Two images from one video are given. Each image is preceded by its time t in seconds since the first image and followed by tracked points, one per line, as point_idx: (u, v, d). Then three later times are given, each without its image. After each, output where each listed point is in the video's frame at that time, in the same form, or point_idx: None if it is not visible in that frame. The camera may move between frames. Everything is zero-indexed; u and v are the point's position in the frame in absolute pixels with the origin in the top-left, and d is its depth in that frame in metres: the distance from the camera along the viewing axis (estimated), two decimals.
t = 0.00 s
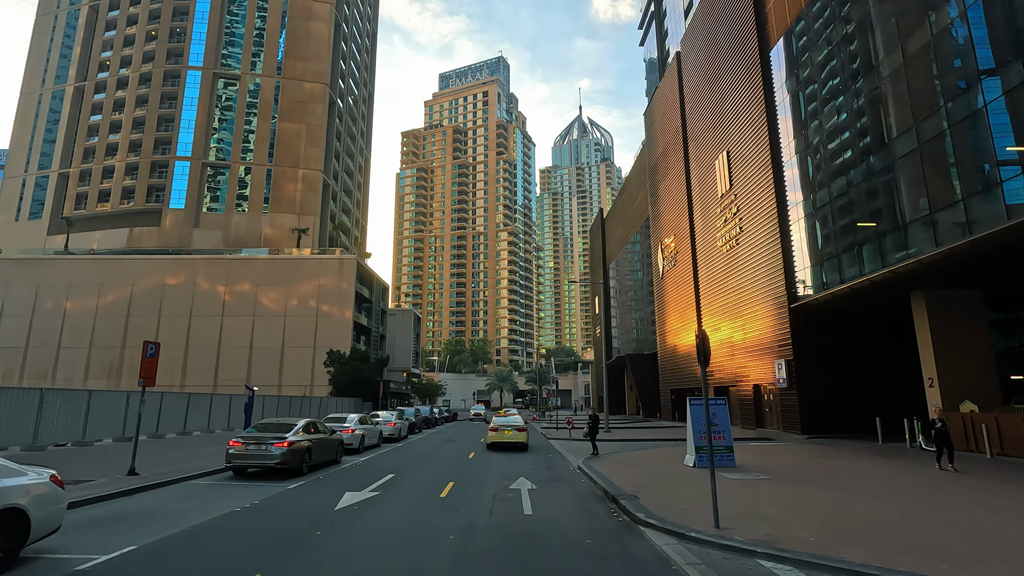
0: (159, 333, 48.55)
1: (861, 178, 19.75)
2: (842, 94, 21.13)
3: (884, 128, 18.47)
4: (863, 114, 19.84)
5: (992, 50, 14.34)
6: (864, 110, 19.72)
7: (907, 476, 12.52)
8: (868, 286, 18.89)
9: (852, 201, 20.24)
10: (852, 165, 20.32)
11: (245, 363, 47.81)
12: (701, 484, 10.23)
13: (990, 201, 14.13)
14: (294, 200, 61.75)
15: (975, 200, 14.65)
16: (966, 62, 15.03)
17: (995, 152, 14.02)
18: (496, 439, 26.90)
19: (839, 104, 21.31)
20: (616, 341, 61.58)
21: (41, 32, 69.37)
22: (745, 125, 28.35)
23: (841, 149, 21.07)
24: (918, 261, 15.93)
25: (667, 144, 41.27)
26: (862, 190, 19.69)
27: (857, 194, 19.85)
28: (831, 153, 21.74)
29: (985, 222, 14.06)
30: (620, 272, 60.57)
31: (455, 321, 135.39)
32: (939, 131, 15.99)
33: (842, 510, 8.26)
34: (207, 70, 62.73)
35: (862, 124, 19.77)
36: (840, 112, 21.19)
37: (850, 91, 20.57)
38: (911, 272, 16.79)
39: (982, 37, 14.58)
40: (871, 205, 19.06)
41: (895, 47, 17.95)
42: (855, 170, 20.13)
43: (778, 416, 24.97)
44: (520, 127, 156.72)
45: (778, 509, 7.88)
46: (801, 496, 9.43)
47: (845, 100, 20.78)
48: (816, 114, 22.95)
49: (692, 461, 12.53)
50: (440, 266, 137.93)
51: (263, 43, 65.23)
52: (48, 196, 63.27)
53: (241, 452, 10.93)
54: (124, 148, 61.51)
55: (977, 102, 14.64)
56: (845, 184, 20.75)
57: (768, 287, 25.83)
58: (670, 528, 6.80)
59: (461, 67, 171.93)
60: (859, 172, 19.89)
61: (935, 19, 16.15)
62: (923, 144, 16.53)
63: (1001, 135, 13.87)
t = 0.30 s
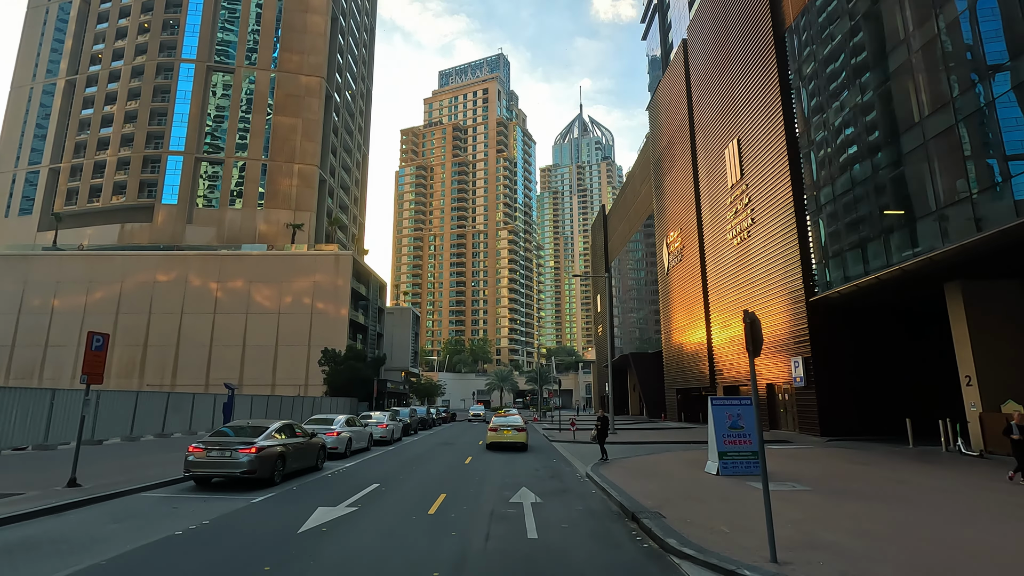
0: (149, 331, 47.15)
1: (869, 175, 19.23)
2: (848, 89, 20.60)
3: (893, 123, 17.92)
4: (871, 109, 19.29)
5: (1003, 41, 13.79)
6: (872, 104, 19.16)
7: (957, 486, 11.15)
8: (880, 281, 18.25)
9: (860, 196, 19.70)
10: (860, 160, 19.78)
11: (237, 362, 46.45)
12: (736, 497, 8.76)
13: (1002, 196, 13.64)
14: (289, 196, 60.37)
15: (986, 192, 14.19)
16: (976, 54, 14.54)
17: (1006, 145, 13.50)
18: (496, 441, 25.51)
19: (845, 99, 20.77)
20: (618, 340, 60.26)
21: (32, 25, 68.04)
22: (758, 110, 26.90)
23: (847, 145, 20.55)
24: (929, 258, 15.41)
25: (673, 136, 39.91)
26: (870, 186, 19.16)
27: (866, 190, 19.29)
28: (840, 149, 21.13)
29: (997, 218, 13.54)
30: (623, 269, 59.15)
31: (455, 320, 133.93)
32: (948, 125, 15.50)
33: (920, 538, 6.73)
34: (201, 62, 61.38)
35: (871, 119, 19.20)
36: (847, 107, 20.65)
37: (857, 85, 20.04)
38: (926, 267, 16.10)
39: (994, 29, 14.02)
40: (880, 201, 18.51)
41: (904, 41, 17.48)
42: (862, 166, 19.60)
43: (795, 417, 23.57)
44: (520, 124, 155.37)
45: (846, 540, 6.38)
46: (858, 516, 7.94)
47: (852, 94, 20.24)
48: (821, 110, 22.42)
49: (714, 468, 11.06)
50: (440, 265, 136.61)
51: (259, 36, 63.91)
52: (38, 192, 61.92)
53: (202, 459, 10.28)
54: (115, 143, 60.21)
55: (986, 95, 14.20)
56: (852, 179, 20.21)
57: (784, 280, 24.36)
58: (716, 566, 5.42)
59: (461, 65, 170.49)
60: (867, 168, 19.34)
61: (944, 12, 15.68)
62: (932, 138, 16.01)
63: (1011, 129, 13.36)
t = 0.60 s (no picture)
0: (138, 328, 45.77)
1: (874, 172, 18.61)
2: (856, 83, 19.88)
3: (900, 116, 17.17)
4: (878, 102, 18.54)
5: None
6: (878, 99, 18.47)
7: None
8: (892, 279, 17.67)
9: (866, 193, 19.07)
10: (867, 157, 19.14)
11: (230, 360, 45.13)
12: (782, 515, 7.33)
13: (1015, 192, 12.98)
14: (285, 191, 59.00)
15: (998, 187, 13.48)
16: (990, 46, 13.88)
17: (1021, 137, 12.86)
18: (495, 443, 24.13)
19: (852, 94, 20.05)
20: (621, 339, 58.87)
21: (23, 17, 66.73)
22: (773, 94, 25.40)
23: (853, 141, 19.91)
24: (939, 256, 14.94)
25: (680, 127, 38.49)
26: (876, 183, 18.55)
27: (871, 187, 18.71)
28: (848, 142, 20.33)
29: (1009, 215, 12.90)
30: (627, 266, 57.70)
31: (455, 319, 132.58)
32: (956, 121, 14.94)
33: None
34: (195, 54, 60.03)
35: (877, 113, 18.47)
36: (853, 102, 19.96)
37: (863, 80, 19.32)
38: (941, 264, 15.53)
39: (1010, 20, 13.40)
40: (887, 197, 17.82)
41: (910, 34, 16.83)
42: (868, 162, 18.99)
43: (814, 417, 22.35)
44: (521, 122, 153.96)
45: None
46: (937, 541, 6.49)
47: (858, 89, 19.53)
48: (830, 103, 21.61)
49: (743, 477, 9.66)
50: (440, 264, 135.32)
51: (254, 28, 62.58)
52: (28, 186, 60.62)
53: (148, 469, 8.79)
54: (107, 137, 58.92)
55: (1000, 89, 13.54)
56: (859, 176, 19.59)
57: (802, 273, 22.91)
58: None
59: (461, 62, 169.22)
60: (874, 164, 18.72)
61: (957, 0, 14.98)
62: (944, 132, 15.29)
63: None
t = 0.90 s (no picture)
0: (127, 326, 44.41)
1: (883, 166, 18.47)
2: (862, 77, 19.75)
3: (909, 111, 17.12)
4: (886, 97, 18.44)
5: None
6: (888, 92, 18.28)
7: None
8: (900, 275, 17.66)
9: (874, 187, 18.90)
10: (874, 152, 19.02)
11: (221, 358, 43.76)
12: (843, 543, 5.96)
13: None
14: (280, 185, 57.64)
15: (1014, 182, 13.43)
16: (1004, 38, 13.78)
17: None
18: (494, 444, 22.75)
19: (858, 88, 19.90)
20: (624, 338, 57.51)
21: (14, 9, 65.44)
22: (789, 75, 23.92)
23: (860, 136, 19.78)
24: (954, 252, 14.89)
25: (687, 117, 37.08)
26: (885, 178, 18.41)
27: (878, 183, 18.56)
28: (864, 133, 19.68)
29: None
30: (630, 263, 56.33)
31: (454, 319, 131.22)
32: (969, 115, 14.86)
33: None
34: (188, 46, 58.70)
35: (886, 108, 18.36)
36: (861, 96, 19.70)
37: (870, 74, 19.18)
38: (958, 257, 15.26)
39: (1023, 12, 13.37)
40: (896, 193, 17.78)
41: (920, 27, 16.71)
42: (876, 157, 18.85)
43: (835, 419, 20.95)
44: (521, 119, 152.50)
45: None
46: None
47: (864, 84, 19.42)
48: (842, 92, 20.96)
49: (787, 490, 8.24)
50: (440, 263, 133.95)
51: (248, 19, 61.23)
52: (18, 181, 59.31)
53: (71, 484, 6.79)
54: (98, 130, 57.55)
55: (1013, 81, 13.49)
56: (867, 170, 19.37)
57: (821, 265, 21.47)
58: None
59: (461, 59, 167.84)
60: (881, 159, 18.58)
61: None
62: (954, 126, 15.28)
63: None
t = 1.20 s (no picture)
0: (115, 324, 43.05)
1: (895, 159, 17.88)
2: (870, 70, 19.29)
3: (917, 106, 16.80)
4: (893, 91, 18.10)
5: None
6: (895, 86, 17.93)
7: None
8: (908, 273, 17.30)
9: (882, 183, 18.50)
10: (881, 147, 18.62)
11: (212, 357, 42.41)
12: None
13: None
14: (275, 181, 56.31)
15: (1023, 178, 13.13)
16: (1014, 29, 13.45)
17: None
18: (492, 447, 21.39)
19: (869, 79, 19.28)
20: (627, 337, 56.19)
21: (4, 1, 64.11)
22: (806, 55, 22.42)
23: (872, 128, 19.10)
24: (991, 240, 13.87)
25: (694, 106, 35.69)
26: (898, 170, 17.72)
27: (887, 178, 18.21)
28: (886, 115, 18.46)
29: None
30: (632, 260, 54.98)
31: (453, 318, 129.77)
32: (976, 110, 14.54)
33: None
34: (181, 38, 57.39)
35: (893, 103, 18.01)
36: (868, 89, 19.31)
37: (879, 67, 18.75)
38: (994, 247, 14.26)
39: None
40: (904, 190, 17.44)
41: (927, 19, 16.37)
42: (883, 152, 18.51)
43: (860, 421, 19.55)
44: (522, 117, 151.17)
45: None
46: None
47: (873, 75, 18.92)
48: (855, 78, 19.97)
49: (843, 508, 6.88)
50: (439, 262, 132.62)
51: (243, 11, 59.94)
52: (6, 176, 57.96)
53: None
54: (88, 124, 56.24)
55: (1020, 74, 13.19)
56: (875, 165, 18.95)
57: (844, 256, 20.02)
58: None
59: (461, 57, 166.52)
60: (888, 154, 18.23)
61: None
62: (963, 121, 14.95)
63: None
